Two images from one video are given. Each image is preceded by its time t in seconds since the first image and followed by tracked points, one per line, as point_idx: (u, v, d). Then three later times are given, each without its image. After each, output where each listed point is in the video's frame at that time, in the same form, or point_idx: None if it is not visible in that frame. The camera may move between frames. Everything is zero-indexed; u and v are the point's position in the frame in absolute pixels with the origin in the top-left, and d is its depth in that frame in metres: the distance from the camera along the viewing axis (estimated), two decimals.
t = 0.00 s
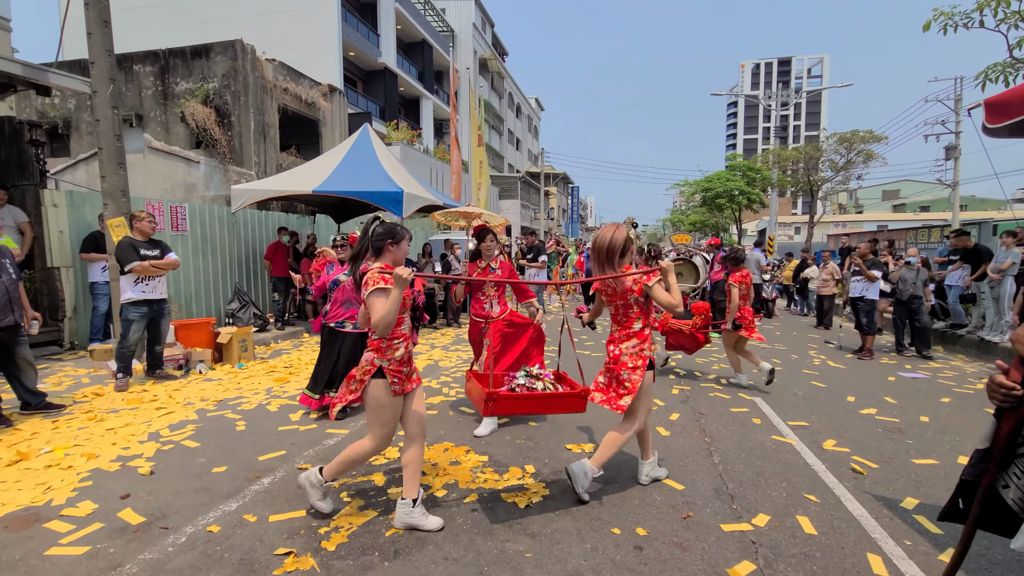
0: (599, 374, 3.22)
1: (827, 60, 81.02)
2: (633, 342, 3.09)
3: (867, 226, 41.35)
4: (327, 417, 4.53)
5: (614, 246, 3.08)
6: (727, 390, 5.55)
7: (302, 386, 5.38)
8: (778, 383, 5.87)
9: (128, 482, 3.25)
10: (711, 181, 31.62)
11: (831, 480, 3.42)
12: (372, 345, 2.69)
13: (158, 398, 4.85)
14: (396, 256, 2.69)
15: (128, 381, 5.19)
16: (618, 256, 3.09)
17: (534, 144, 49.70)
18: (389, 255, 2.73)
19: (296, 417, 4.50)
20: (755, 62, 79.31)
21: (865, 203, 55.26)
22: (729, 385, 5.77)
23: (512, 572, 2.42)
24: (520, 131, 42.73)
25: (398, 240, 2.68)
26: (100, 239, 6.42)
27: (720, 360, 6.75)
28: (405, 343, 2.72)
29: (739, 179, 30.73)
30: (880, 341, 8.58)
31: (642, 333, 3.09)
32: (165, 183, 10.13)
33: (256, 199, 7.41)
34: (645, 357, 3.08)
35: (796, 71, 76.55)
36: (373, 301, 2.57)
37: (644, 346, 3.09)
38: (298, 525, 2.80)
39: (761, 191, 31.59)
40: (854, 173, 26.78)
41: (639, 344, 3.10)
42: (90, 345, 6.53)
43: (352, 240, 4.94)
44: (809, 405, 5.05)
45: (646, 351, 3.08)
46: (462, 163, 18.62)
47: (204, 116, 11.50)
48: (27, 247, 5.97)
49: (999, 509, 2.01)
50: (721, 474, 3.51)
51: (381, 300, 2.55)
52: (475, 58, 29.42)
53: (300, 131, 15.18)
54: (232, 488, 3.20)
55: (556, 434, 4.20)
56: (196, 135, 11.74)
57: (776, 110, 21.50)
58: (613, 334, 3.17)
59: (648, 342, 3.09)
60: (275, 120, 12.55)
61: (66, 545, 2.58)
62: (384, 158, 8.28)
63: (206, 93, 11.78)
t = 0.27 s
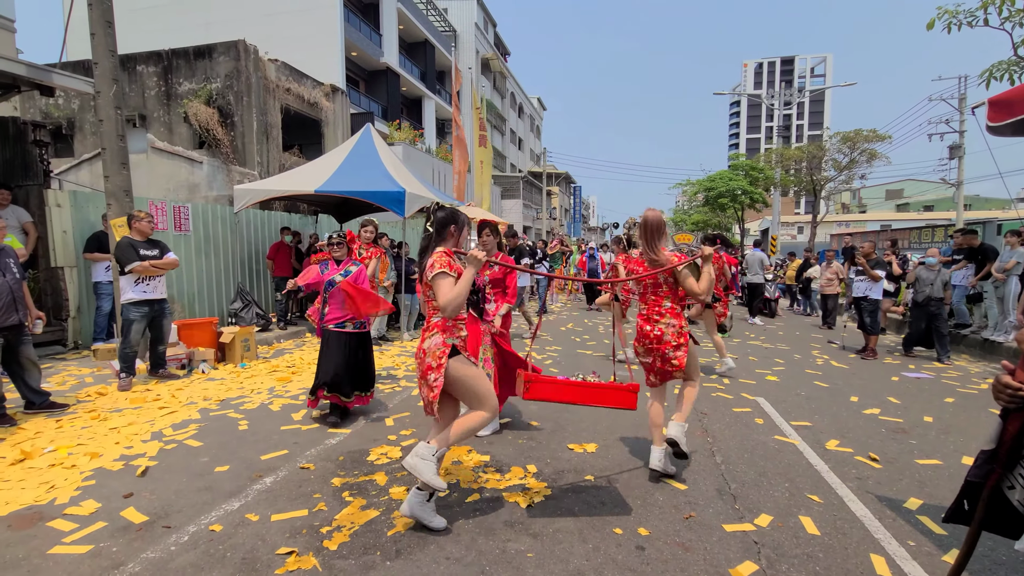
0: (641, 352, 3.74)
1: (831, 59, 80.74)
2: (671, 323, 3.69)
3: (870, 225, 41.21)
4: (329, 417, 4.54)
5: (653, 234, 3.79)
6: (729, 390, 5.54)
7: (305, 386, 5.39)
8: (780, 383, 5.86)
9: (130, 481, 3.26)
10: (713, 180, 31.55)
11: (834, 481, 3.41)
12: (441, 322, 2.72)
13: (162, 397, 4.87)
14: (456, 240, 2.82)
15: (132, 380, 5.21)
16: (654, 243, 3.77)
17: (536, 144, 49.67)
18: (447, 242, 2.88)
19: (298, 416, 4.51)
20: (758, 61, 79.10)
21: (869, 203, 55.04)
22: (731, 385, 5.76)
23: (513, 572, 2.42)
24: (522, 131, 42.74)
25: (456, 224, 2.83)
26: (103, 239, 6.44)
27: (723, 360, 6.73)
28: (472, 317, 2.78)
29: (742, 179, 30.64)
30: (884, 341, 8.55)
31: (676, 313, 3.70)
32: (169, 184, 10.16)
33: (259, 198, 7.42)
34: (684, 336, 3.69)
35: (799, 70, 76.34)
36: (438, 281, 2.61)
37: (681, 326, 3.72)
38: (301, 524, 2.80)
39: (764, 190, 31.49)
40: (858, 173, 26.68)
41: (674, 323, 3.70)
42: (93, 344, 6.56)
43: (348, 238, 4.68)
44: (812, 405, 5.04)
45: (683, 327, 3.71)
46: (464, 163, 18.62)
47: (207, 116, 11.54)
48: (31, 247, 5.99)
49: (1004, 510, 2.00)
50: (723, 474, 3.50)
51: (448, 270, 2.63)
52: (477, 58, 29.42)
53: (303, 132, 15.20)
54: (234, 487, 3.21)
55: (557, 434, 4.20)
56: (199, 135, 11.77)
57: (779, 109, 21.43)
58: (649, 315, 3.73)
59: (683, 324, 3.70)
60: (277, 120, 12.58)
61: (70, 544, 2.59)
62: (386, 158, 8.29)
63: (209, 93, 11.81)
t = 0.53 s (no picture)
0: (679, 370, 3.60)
1: (834, 58, 80.54)
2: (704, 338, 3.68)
3: (873, 225, 41.11)
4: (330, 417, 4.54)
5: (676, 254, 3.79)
6: (732, 390, 5.53)
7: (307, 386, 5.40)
8: (783, 383, 5.84)
9: (133, 480, 3.26)
10: (715, 180, 31.50)
11: (837, 481, 3.40)
12: (514, 348, 2.63)
13: (164, 397, 4.88)
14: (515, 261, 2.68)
15: (134, 380, 5.22)
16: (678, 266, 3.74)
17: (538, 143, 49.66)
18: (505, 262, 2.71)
19: (300, 416, 4.51)
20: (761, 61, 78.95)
21: (872, 203, 54.89)
22: (733, 385, 5.75)
23: (515, 572, 2.42)
24: (524, 130, 42.72)
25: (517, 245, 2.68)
26: (106, 239, 6.46)
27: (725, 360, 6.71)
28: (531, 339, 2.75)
29: (744, 178, 30.57)
30: (887, 341, 8.53)
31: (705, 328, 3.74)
32: (171, 184, 10.18)
33: (261, 198, 7.43)
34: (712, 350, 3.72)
35: (802, 70, 76.13)
36: (516, 306, 2.52)
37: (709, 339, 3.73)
38: (302, 524, 2.80)
39: (766, 190, 31.42)
40: (861, 172, 26.61)
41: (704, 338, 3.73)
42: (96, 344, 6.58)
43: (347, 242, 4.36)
44: (814, 405, 5.02)
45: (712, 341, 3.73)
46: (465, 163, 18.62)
47: (210, 117, 11.57)
48: (34, 247, 6.01)
49: (1009, 511, 1.99)
50: (725, 474, 3.49)
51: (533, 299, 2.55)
52: (479, 57, 29.43)
53: (305, 132, 15.23)
54: (236, 487, 3.21)
55: (559, 434, 4.19)
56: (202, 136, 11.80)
57: (782, 108, 21.38)
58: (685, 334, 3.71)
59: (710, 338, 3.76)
60: (279, 120, 12.60)
61: (72, 543, 2.59)
62: (387, 157, 8.29)
63: (211, 93, 11.83)
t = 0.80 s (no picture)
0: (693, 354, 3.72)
1: (836, 58, 80.38)
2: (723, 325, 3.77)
3: (875, 225, 41.02)
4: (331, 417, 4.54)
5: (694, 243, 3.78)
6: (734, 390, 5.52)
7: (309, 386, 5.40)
8: (785, 383, 5.83)
9: (135, 480, 3.27)
10: (717, 180, 31.46)
11: (840, 482, 3.39)
12: (578, 335, 2.91)
13: (166, 397, 4.89)
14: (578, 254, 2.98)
15: (137, 380, 5.23)
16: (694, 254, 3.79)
17: (540, 143, 49.66)
18: (566, 254, 2.97)
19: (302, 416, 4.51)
20: (763, 61, 78.85)
21: (874, 203, 54.75)
22: (735, 385, 5.74)
23: (516, 572, 2.42)
24: (526, 131, 42.71)
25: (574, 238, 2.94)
26: (108, 239, 6.47)
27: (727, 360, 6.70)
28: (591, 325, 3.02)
29: (746, 178, 30.52)
30: (889, 341, 8.51)
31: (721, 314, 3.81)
32: (174, 184, 10.21)
33: (263, 199, 7.44)
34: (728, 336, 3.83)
35: (804, 69, 75.98)
36: (585, 297, 2.79)
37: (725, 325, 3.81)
38: (304, 524, 2.80)
39: (768, 190, 31.37)
40: (863, 172, 26.56)
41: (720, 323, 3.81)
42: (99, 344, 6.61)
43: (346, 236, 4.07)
44: (816, 406, 5.01)
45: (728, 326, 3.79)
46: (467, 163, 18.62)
47: (212, 117, 11.60)
48: (37, 247, 6.03)
49: (1014, 512, 1.99)
50: (727, 475, 3.49)
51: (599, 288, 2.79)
52: (480, 57, 29.44)
53: (307, 132, 15.25)
54: (238, 486, 3.22)
55: (560, 434, 4.20)
56: (204, 136, 11.82)
57: (784, 108, 21.35)
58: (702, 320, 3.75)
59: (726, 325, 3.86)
60: (281, 121, 12.63)
61: (75, 542, 2.60)
62: (389, 158, 8.30)
63: (213, 94, 11.86)
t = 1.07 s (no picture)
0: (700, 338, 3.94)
1: (839, 57, 80.19)
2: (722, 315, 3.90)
3: (879, 224, 40.91)
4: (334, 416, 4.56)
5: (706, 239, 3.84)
6: (736, 391, 5.51)
7: (312, 386, 5.42)
8: (788, 383, 5.82)
9: (139, 480, 3.29)
10: (720, 180, 31.41)
11: (843, 482, 3.38)
12: (626, 322, 3.32)
13: (169, 397, 4.90)
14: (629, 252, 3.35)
15: (140, 380, 5.25)
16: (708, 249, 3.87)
17: (542, 144, 49.66)
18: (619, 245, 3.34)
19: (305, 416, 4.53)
20: (765, 60, 78.69)
21: (877, 203, 54.59)
22: (738, 385, 5.74)
23: (519, 572, 2.42)
24: (528, 131, 42.70)
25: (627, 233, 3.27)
26: (112, 239, 6.48)
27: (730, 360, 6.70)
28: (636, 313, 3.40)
29: (749, 178, 30.45)
30: (893, 342, 8.48)
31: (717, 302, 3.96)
32: (177, 185, 10.24)
33: (267, 199, 7.45)
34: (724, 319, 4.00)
35: (807, 69, 75.82)
36: (636, 284, 3.15)
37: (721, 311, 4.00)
38: (307, 523, 2.81)
39: (771, 190, 31.30)
40: (866, 172, 26.47)
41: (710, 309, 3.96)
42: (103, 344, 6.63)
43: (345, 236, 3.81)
44: (819, 406, 5.00)
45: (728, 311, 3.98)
46: (469, 163, 18.62)
47: (215, 118, 11.63)
48: (41, 248, 6.06)
49: (1019, 513, 1.99)
50: (730, 475, 3.48)
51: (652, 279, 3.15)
52: (482, 58, 29.46)
53: (309, 133, 15.27)
54: (241, 486, 3.23)
55: (563, 433, 4.20)
56: (207, 137, 11.85)
57: (787, 108, 21.30)
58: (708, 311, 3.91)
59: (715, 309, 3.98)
60: (284, 121, 12.65)
61: (79, 541, 2.62)
62: (391, 158, 8.31)
63: (217, 95, 11.89)
